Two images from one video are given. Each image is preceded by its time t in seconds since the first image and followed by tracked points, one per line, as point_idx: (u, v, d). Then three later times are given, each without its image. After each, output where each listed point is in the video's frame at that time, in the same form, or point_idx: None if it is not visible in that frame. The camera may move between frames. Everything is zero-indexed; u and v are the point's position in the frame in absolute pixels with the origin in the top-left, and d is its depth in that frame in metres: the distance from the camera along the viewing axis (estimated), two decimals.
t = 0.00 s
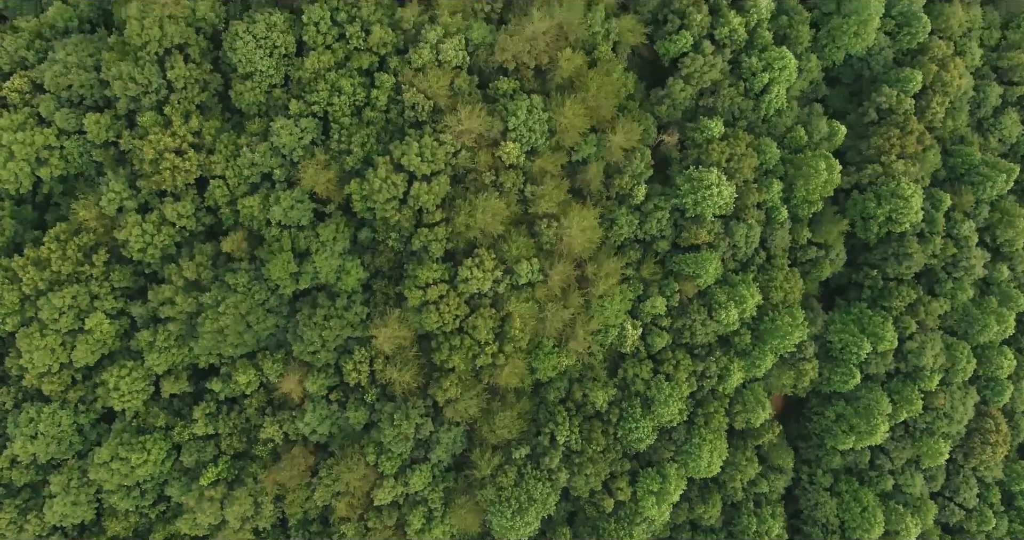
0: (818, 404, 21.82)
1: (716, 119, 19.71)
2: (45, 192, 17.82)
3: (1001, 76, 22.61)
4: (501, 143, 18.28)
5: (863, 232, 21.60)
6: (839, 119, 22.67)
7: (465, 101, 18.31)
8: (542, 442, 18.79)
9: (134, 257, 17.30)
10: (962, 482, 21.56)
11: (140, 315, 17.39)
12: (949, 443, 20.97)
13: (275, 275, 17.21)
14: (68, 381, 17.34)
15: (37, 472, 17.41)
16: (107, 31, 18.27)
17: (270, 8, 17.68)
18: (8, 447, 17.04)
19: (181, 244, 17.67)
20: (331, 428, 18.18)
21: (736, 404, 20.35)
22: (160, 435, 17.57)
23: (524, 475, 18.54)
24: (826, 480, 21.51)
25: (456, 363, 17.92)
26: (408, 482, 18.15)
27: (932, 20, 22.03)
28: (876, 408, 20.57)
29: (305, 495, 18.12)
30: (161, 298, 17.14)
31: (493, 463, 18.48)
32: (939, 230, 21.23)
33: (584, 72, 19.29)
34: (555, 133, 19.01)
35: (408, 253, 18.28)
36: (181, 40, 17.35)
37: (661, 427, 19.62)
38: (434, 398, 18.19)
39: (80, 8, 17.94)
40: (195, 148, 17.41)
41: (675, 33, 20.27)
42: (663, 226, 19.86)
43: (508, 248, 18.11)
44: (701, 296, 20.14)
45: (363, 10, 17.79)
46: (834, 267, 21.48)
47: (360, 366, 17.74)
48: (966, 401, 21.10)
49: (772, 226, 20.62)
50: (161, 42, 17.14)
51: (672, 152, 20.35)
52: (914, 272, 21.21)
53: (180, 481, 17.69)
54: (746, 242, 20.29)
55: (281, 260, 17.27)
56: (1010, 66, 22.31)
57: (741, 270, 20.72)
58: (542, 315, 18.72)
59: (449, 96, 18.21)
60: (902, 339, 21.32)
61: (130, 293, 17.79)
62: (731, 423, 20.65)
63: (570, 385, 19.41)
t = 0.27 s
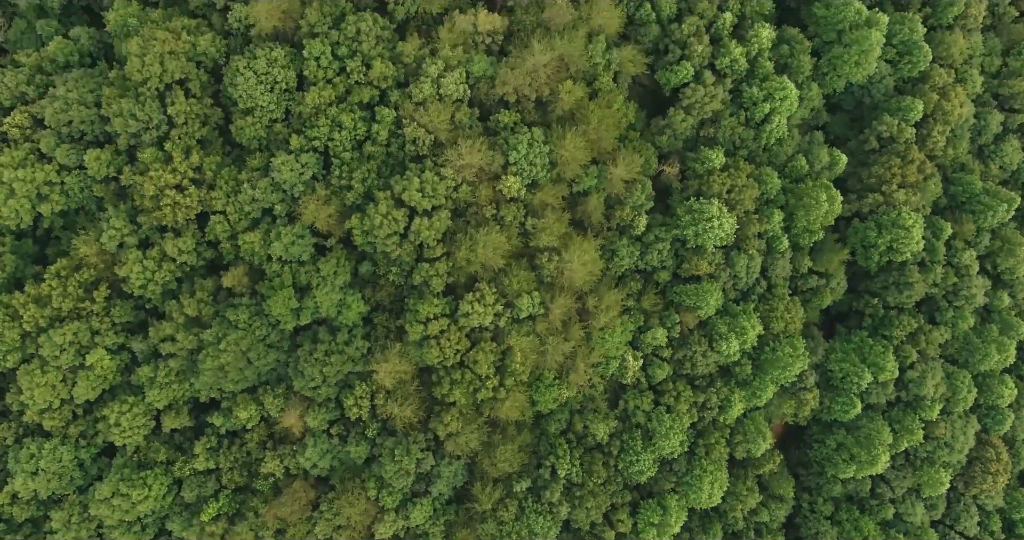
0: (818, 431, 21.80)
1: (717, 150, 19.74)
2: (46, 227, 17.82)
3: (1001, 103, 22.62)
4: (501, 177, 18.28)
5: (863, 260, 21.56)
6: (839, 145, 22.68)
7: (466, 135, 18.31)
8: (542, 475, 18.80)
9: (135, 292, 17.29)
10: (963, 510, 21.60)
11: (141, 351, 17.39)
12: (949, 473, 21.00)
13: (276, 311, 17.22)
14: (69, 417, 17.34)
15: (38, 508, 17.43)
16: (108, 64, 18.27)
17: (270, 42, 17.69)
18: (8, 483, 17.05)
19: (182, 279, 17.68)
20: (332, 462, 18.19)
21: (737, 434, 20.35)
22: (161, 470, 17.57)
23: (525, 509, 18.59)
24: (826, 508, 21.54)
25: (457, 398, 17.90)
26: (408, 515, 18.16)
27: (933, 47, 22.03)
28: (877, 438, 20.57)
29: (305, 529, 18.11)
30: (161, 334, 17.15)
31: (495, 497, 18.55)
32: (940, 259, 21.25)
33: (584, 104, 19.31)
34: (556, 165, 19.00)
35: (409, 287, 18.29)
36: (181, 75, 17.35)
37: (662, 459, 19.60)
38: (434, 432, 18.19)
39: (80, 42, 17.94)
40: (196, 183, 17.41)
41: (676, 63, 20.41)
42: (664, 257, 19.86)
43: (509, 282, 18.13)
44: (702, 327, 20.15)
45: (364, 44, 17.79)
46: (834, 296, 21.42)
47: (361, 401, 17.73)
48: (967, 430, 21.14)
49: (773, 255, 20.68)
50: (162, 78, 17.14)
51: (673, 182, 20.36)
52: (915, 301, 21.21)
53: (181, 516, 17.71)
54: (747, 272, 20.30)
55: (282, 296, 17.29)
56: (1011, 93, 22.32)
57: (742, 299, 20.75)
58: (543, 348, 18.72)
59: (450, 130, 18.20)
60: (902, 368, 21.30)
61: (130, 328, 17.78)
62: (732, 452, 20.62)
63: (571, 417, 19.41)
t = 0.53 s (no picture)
0: (819, 455, 21.79)
1: (718, 176, 19.76)
2: (46, 257, 17.82)
3: (1002, 126, 22.63)
4: (502, 206, 18.28)
5: (864, 284, 21.56)
6: (840, 168, 22.69)
7: (467, 164, 18.31)
8: (543, 504, 18.83)
9: (135, 323, 17.28)
10: (963, 534, 21.66)
11: (141, 381, 17.39)
12: (949, 498, 21.04)
13: (276, 342, 17.22)
14: (69, 448, 17.34)
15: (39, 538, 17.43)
16: (108, 93, 18.26)
17: (271, 72, 17.68)
18: (9, 514, 17.05)
19: (182, 309, 17.67)
20: (333, 491, 18.19)
21: (738, 460, 20.35)
22: (161, 500, 17.57)
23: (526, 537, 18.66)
24: (827, 532, 21.55)
25: (458, 428, 17.89)
26: None
27: (934, 71, 22.06)
28: (878, 465, 20.58)
29: None
30: (162, 365, 17.14)
31: (495, 526, 18.60)
32: (941, 283, 21.24)
33: (585, 131, 19.33)
34: (557, 193, 18.99)
35: (410, 316, 18.28)
36: (182, 105, 17.35)
37: (663, 486, 19.59)
38: (435, 461, 18.18)
39: (81, 71, 17.93)
40: (196, 214, 17.40)
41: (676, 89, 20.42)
42: (665, 284, 19.85)
43: (510, 311, 18.13)
44: (703, 353, 20.15)
45: (364, 73, 17.78)
46: (835, 321, 21.41)
47: (362, 431, 17.73)
48: (967, 455, 21.16)
49: (773, 280, 20.70)
50: (162, 108, 17.15)
51: (674, 208, 20.36)
52: (916, 326, 21.20)
53: None
54: (748, 298, 20.29)
55: (283, 327, 17.30)
56: (1012, 117, 22.33)
57: (743, 325, 20.75)
58: (544, 377, 18.72)
59: (450, 159, 18.20)
60: (903, 393, 21.29)
61: (131, 358, 17.78)
62: (733, 478, 20.62)
63: (572, 444, 19.41)
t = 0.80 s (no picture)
0: (820, 478, 21.80)
1: (719, 203, 19.76)
2: (47, 286, 17.81)
3: (1003, 149, 22.65)
4: (503, 235, 18.29)
5: (865, 309, 21.55)
6: (841, 191, 22.69)
7: (468, 193, 18.31)
8: (544, 532, 18.85)
9: (136, 353, 17.26)
10: None
11: (142, 412, 17.39)
12: (950, 523, 21.07)
13: (277, 373, 17.23)
14: (70, 478, 17.33)
15: None
16: (108, 122, 18.24)
17: (271, 101, 17.69)
18: None
19: (183, 339, 17.67)
20: (334, 520, 18.20)
21: (738, 486, 20.36)
22: (162, 530, 17.57)
23: None
24: None
25: (459, 457, 17.90)
26: None
27: (934, 95, 22.09)
28: (879, 490, 20.55)
29: None
30: (163, 396, 17.14)
31: None
32: (942, 308, 21.22)
33: (586, 158, 19.34)
34: (557, 221, 18.97)
35: (411, 345, 18.28)
36: (182, 136, 17.35)
37: (664, 513, 19.60)
38: (436, 490, 18.18)
39: (81, 100, 17.91)
40: (197, 245, 17.41)
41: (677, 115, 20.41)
42: (665, 310, 19.84)
43: (511, 341, 18.15)
44: (703, 379, 20.16)
45: (365, 103, 17.78)
46: (836, 345, 21.44)
47: (363, 461, 17.76)
48: (968, 480, 21.14)
49: (774, 306, 20.70)
50: (163, 139, 17.15)
51: (675, 234, 20.35)
52: (917, 351, 21.19)
53: None
54: (749, 324, 20.28)
55: (284, 358, 17.30)
56: (1012, 140, 22.35)
57: (744, 350, 20.74)
58: (545, 405, 18.72)
59: (451, 188, 18.21)
60: (904, 418, 21.30)
61: (131, 387, 17.78)
62: (733, 503, 20.63)
63: (573, 471, 19.42)
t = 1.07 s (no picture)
0: (822, 507, 21.80)
1: (720, 234, 19.77)
2: (47, 321, 17.80)
3: (1004, 176, 22.64)
4: (504, 269, 18.29)
5: (866, 337, 21.52)
6: (842, 218, 22.69)
7: (469, 227, 18.30)
8: None
9: (137, 389, 17.24)
10: None
11: (143, 447, 17.38)
12: None
13: (279, 409, 17.22)
14: (71, 514, 17.33)
15: None
16: (109, 155, 18.23)
17: (272, 136, 17.70)
18: None
19: (184, 374, 17.66)
20: None
21: (739, 516, 20.37)
22: None
23: None
24: None
25: (460, 492, 17.90)
26: None
27: (935, 123, 22.09)
28: (881, 520, 20.63)
29: None
30: (164, 433, 17.12)
31: None
32: (943, 337, 21.20)
33: (587, 190, 19.34)
34: (558, 253, 18.96)
35: (412, 380, 18.26)
36: (183, 172, 17.36)
37: None
38: (437, 524, 18.16)
39: (81, 134, 17.91)
40: (198, 280, 17.42)
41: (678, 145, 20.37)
42: (667, 341, 19.81)
43: (513, 375, 18.16)
44: (704, 410, 20.16)
45: (366, 137, 17.78)
46: (837, 374, 21.45)
47: (365, 496, 17.78)
48: (969, 509, 21.24)
49: (776, 335, 20.69)
50: (164, 175, 17.17)
51: (676, 264, 20.34)
52: (918, 380, 21.16)
53: None
54: (749, 355, 20.26)
55: (285, 394, 17.30)
56: (1013, 168, 22.35)
57: (745, 380, 20.72)
58: (546, 438, 18.72)
59: (452, 222, 18.20)
60: (905, 447, 21.30)
61: (132, 422, 17.77)
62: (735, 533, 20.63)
63: (574, 503, 19.43)
